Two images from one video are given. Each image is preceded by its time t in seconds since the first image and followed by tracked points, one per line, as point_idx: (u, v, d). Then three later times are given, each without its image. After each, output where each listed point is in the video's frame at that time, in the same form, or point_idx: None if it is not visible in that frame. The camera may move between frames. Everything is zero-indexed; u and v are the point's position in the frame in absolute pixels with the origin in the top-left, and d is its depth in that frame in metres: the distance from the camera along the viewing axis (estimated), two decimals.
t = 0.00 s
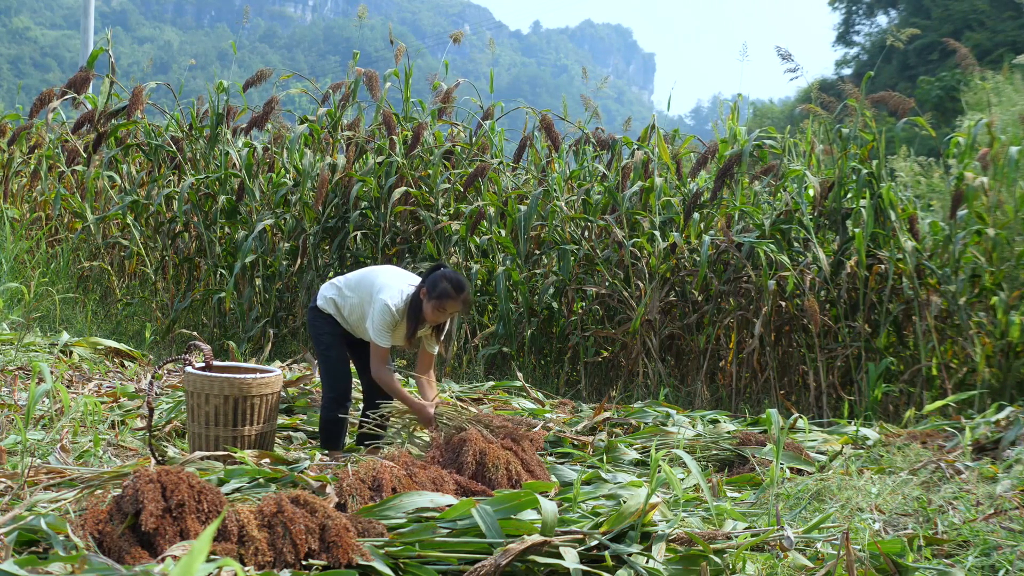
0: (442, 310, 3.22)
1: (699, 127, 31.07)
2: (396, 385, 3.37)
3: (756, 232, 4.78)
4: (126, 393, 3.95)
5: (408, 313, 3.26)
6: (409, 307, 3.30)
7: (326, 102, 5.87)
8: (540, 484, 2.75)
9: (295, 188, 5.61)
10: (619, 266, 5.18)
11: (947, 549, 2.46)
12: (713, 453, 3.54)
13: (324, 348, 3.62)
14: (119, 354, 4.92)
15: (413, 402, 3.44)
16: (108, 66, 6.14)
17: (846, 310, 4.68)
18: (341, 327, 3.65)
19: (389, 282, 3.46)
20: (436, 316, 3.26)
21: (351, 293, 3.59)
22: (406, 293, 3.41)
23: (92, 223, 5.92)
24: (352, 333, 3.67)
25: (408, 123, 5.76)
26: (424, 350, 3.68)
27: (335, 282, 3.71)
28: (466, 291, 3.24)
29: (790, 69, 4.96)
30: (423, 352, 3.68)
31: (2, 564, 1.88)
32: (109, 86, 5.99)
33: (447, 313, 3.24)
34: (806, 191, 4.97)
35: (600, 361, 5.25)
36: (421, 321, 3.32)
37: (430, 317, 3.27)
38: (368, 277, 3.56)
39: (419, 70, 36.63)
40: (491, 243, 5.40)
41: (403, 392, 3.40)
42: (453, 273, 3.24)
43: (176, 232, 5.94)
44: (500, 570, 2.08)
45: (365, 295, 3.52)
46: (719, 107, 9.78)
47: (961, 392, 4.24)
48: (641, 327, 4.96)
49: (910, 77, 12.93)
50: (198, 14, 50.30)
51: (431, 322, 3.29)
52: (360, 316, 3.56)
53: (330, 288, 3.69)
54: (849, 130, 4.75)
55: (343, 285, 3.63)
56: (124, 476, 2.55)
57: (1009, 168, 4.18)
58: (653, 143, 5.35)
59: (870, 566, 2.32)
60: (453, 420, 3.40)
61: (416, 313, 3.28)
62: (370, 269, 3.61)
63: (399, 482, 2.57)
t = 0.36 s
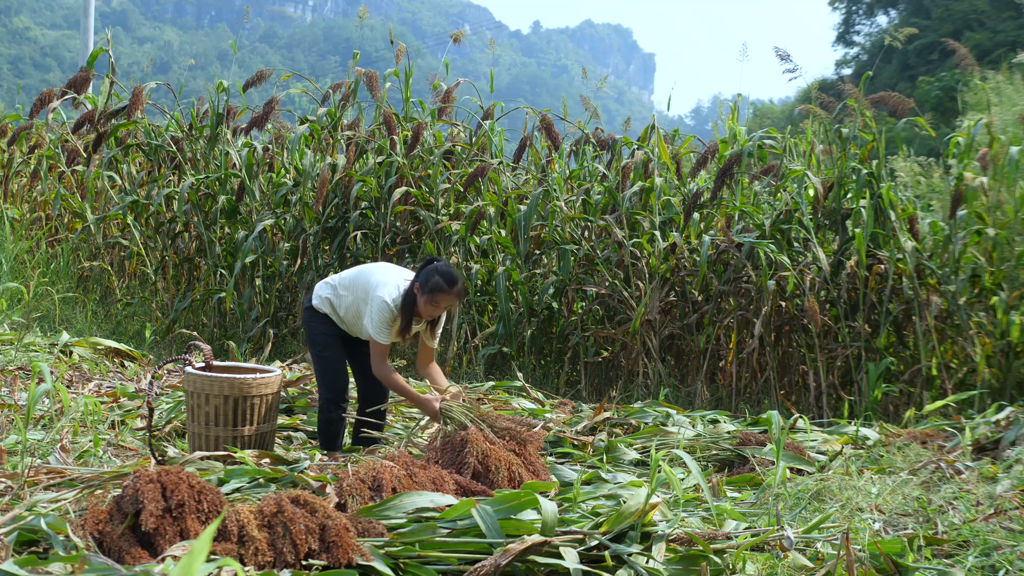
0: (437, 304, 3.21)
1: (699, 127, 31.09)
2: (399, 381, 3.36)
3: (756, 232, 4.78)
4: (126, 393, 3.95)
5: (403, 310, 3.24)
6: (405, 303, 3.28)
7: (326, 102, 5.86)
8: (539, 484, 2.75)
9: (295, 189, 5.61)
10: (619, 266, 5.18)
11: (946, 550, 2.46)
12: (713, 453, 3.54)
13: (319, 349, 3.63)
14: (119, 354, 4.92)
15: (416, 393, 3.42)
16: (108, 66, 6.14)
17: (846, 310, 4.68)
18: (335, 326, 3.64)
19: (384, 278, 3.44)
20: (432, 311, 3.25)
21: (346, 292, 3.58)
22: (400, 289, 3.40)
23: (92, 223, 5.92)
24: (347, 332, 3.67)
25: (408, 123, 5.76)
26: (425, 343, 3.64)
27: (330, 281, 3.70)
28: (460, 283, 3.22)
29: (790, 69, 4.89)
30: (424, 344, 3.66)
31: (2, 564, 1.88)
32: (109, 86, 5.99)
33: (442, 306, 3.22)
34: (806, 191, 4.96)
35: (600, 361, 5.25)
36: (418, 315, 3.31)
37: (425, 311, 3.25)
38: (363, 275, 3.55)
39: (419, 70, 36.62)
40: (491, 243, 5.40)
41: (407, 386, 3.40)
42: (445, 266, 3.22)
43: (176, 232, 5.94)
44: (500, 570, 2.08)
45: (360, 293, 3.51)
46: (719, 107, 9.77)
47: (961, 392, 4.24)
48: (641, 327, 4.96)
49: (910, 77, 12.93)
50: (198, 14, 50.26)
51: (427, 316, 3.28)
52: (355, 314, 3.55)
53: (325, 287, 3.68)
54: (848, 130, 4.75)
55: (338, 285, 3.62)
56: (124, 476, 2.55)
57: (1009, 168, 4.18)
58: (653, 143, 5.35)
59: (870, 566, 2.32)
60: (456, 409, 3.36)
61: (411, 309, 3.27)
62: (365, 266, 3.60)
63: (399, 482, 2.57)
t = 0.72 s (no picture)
0: (435, 316, 3.22)
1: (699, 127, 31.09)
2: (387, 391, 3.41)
3: (756, 232, 4.78)
4: (126, 393, 3.95)
5: (401, 321, 3.26)
6: (403, 314, 3.29)
7: (326, 102, 5.86)
8: (540, 484, 2.75)
9: (295, 189, 5.61)
10: (619, 266, 5.18)
11: (947, 549, 2.46)
12: (713, 453, 3.54)
13: (318, 349, 3.62)
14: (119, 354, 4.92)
15: (405, 406, 3.48)
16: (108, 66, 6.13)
17: (846, 310, 4.68)
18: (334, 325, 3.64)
19: (384, 287, 3.45)
20: (430, 322, 3.27)
21: (345, 297, 3.58)
22: (400, 298, 3.41)
23: (92, 223, 5.92)
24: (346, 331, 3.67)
25: (409, 123, 5.76)
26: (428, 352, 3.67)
27: (329, 285, 3.69)
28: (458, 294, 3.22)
29: (789, 69, 4.94)
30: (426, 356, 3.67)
31: (2, 564, 1.88)
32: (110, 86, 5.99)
33: (440, 318, 3.24)
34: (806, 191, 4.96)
35: (600, 362, 5.25)
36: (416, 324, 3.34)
37: (424, 322, 3.26)
38: (364, 281, 3.54)
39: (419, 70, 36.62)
40: (491, 243, 5.40)
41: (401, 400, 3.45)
42: (444, 276, 3.22)
43: (176, 232, 5.94)
44: (500, 571, 2.08)
45: (359, 299, 3.52)
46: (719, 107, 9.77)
47: (961, 392, 4.24)
48: (641, 327, 4.96)
49: (910, 77, 12.93)
50: (198, 14, 50.25)
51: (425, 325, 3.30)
52: (354, 320, 3.55)
53: (323, 291, 3.68)
54: (848, 130, 4.76)
55: (337, 289, 3.62)
56: (124, 476, 2.55)
57: (1009, 168, 4.18)
58: (653, 143, 5.35)
59: (870, 566, 2.32)
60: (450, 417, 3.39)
61: (409, 320, 3.29)
62: (366, 273, 3.60)
63: (399, 482, 2.57)
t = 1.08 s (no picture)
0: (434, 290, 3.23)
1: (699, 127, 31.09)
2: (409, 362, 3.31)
3: (756, 232, 4.78)
4: (126, 393, 3.95)
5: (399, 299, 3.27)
6: (403, 293, 3.30)
7: (326, 102, 5.86)
8: (540, 484, 2.75)
9: (295, 189, 5.61)
10: (619, 266, 5.18)
11: (947, 550, 2.46)
12: (713, 453, 3.54)
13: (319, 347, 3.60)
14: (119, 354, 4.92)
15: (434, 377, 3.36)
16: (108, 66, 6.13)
17: (846, 310, 4.68)
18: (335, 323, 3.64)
19: (381, 271, 3.46)
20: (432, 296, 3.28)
21: (344, 290, 3.59)
22: (397, 279, 3.41)
23: (92, 223, 5.92)
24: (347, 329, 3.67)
25: (408, 123, 5.76)
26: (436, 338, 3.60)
27: (327, 282, 3.70)
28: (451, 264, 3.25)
29: (790, 69, 4.91)
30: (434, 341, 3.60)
31: (2, 564, 1.88)
32: (109, 86, 5.99)
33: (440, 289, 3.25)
34: (806, 191, 4.96)
35: (600, 362, 5.25)
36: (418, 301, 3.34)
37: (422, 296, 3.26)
38: (361, 271, 3.55)
39: (419, 70, 36.61)
40: (491, 243, 5.40)
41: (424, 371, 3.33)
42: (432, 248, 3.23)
43: (176, 232, 5.94)
44: (500, 571, 2.08)
45: (359, 288, 3.52)
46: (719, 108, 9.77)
47: (961, 392, 4.24)
48: (641, 327, 4.96)
49: (910, 77, 12.94)
50: (198, 14, 50.24)
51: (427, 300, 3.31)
52: (356, 311, 3.54)
53: (323, 289, 3.68)
54: (848, 130, 4.76)
55: (336, 285, 3.62)
56: (124, 476, 2.55)
57: (1009, 168, 4.18)
58: (653, 143, 5.35)
59: (870, 566, 2.32)
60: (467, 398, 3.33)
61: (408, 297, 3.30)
62: (362, 263, 3.61)
63: (399, 482, 2.57)
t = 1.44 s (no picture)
0: (422, 244, 3.22)
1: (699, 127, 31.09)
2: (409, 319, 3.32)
3: (756, 233, 4.78)
4: (126, 393, 3.95)
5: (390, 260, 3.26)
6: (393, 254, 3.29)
7: (326, 103, 5.86)
8: (540, 484, 2.75)
9: (295, 189, 5.61)
10: (619, 266, 5.18)
11: (947, 549, 2.46)
12: (713, 453, 3.54)
13: (328, 343, 3.59)
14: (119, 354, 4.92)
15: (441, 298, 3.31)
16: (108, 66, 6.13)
17: (846, 310, 4.68)
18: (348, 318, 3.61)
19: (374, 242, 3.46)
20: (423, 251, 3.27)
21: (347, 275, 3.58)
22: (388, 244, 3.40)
23: (92, 223, 5.92)
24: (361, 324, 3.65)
25: (408, 123, 5.76)
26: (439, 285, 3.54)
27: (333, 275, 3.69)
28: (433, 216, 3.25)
29: (790, 70, 4.91)
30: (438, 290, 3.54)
31: (2, 564, 1.88)
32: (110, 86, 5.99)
33: (429, 241, 3.24)
34: (806, 191, 4.96)
35: (600, 362, 5.25)
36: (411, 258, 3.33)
37: (410, 252, 3.23)
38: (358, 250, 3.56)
39: (420, 71, 36.61)
40: (491, 243, 5.41)
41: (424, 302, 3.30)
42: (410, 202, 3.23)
43: (176, 232, 5.94)
44: (500, 570, 2.08)
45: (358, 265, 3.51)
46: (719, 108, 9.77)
47: (961, 392, 4.24)
48: (641, 327, 4.96)
49: (910, 77, 12.94)
50: (198, 14, 50.24)
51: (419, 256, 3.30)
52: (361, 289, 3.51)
53: (330, 281, 3.68)
54: (848, 130, 4.76)
55: (340, 274, 3.62)
56: (124, 476, 2.55)
57: (1009, 168, 4.18)
58: (653, 143, 5.35)
59: (870, 566, 2.32)
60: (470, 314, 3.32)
61: (398, 258, 3.28)
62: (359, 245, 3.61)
63: (399, 482, 2.57)
